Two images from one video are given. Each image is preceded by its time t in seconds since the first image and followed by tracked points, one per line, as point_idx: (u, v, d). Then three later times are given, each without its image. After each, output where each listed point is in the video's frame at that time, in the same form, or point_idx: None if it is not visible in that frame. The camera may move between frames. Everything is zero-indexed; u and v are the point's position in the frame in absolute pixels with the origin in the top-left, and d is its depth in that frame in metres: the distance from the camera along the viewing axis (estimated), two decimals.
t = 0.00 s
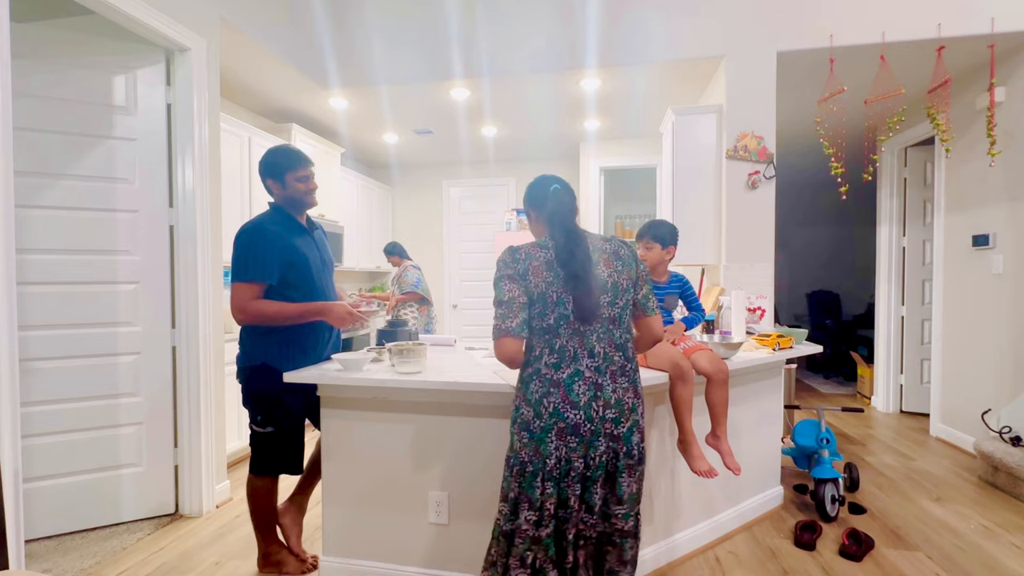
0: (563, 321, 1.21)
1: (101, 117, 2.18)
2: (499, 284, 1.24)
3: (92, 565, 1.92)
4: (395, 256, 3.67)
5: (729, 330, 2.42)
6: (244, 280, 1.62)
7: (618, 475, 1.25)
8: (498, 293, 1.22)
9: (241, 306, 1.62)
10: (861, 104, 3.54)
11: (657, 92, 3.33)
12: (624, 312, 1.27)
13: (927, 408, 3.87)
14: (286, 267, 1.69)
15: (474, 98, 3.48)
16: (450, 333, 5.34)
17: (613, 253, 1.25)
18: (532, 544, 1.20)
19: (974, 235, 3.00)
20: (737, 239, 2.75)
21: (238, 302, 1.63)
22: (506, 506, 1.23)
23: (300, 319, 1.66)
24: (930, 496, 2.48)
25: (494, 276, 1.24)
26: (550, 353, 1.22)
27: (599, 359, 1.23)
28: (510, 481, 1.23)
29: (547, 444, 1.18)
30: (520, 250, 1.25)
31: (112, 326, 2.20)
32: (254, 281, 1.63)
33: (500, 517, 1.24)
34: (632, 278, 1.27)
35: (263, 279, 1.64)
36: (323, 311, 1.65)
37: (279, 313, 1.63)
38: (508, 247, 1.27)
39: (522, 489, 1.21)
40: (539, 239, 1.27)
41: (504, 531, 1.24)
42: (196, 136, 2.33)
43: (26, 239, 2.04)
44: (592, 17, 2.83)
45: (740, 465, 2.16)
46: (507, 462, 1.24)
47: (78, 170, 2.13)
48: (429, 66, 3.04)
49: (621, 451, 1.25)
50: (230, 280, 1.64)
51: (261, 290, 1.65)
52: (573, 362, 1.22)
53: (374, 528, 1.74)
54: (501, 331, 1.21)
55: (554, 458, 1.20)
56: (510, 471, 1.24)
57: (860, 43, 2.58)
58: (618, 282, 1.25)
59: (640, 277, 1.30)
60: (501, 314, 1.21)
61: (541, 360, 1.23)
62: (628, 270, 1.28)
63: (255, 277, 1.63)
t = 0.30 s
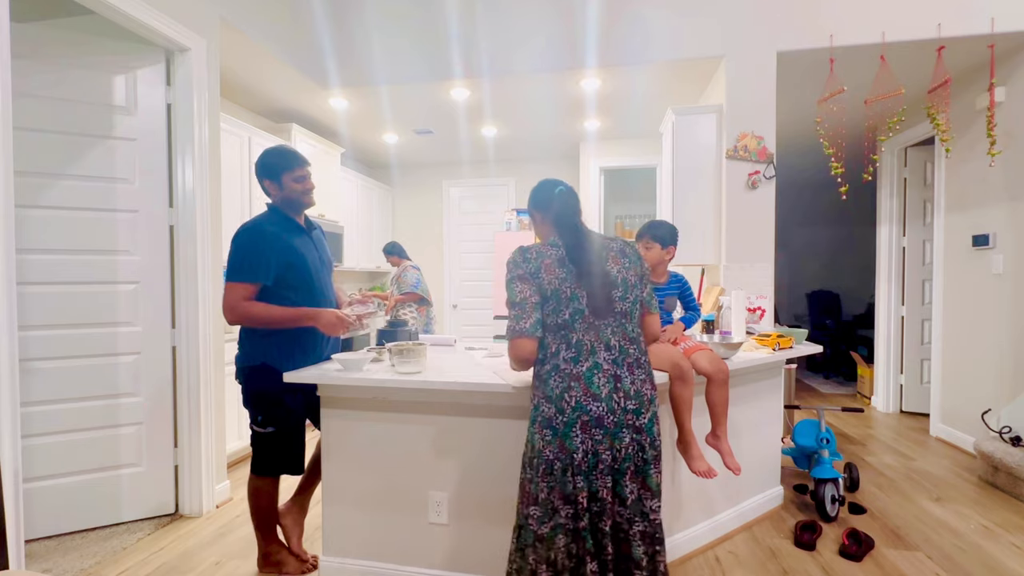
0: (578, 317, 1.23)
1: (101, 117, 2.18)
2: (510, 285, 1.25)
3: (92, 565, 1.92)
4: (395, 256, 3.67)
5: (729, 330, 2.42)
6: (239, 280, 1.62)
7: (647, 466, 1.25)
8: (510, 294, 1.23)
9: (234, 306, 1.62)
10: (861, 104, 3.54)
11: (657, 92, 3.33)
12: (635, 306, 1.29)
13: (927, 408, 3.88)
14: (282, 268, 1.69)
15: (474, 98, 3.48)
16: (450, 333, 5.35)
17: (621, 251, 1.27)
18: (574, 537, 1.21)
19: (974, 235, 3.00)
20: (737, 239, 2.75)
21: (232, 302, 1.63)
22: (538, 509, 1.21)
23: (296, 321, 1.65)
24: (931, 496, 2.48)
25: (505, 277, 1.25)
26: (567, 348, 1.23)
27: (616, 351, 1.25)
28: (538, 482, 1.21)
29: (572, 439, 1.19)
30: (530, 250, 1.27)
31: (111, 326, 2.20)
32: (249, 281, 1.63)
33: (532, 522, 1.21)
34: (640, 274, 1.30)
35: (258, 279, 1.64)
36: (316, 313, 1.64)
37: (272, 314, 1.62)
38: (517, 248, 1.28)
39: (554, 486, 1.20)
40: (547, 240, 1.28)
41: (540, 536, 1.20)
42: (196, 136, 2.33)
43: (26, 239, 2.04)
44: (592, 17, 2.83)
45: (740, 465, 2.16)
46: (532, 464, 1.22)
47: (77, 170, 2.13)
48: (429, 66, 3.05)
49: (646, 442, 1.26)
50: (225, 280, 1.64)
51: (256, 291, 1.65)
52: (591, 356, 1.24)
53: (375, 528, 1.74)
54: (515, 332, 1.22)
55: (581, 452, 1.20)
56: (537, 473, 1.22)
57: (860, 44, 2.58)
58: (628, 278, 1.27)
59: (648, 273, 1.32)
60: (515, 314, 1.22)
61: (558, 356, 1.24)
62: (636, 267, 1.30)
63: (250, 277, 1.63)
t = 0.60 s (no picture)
0: (586, 314, 1.23)
1: (101, 117, 2.18)
2: (519, 280, 1.26)
3: (92, 565, 1.92)
4: (394, 256, 3.67)
5: (729, 329, 2.42)
6: (240, 279, 1.63)
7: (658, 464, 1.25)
8: (519, 289, 1.23)
9: (235, 305, 1.62)
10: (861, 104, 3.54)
11: (657, 92, 3.33)
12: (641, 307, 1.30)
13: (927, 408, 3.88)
14: (283, 267, 1.69)
15: (474, 98, 3.48)
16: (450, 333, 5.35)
17: (627, 253, 1.29)
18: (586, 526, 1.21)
19: (974, 235, 3.00)
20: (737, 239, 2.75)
21: (233, 301, 1.63)
22: (555, 504, 1.21)
23: (295, 321, 1.65)
24: (930, 496, 2.48)
25: (514, 272, 1.26)
26: (575, 345, 1.23)
27: (623, 349, 1.25)
28: (552, 477, 1.21)
29: (583, 433, 1.18)
30: (538, 247, 1.28)
31: (111, 326, 2.20)
32: (250, 281, 1.63)
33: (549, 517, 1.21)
34: (644, 276, 1.31)
35: (259, 279, 1.64)
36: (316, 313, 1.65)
37: (273, 314, 1.63)
38: (525, 245, 1.29)
39: (567, 480, 1.20)
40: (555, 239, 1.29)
41: (559, 530, 1.20)
42: (196, 137, 2.34)
43: (26, 239, 2.04)
44: (592, 17, 2.83)
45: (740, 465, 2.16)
46: (543, 459, 1.22)
47: (78, 169, 2.14)
48: (429, 66, 3.05)
49: (655, 440, 1.25)
50: (226, 278, 1.64)
51: (257, 290, 1.65)
52: (599, 352, 1.24)
53: (375, 528, 1.74)
54: (524, 326, 1.22)
55: (592, 447, 1.20)
56: (549, 468, 1.22)
57: (860, 44, 2.58)
58: (635, 279, 1.29)
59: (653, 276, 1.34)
60: (524, 308, 1.23)
61: (566, 352, 1.24)
62: (642, 269, 1.31)
63: (252, 276, 1.63)
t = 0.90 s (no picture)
0: (587, 306, 1.24)
1: (101, 117, 2.17)
2: (527, 265, 1.30)
3: (92, 565, 1.92)
4: (394, 256, 3.67)
5: (729, 329, 2.42)
6: (242, 278, 1.62)
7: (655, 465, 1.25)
8: (525, 272, 1.27)
9: (237, 303, 1.62)
10: (861, 104, 3.54)
11: (657, 92, 3.33)
12: (643, 314, 1.29)
13: (927, 408, 3.87)
14: (285, 266, 1.69)
15: (474, 99, 3.48)
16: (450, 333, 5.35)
17: (636, 261, 1.30)
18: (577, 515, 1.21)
19: (974, 235, 3.00)
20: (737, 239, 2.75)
21: (234, 299, 1.62)
22: (551, 489, 1.21)
23: (296, 320, 1.65)
24: (930, 496, 2.48)
25: (523, 257, 1.30)
26: (573, 332, 1.24)
27: (622, 348, 1.25)
28: (547, 463, 1.21)
29: (580, 420, 1.18)
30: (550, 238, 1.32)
31: (112, 326, 2.20)
32: (252, 279, 1.63)
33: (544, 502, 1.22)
34: (651, 287, 1.31)
35: (262, 277, 1.64)
36: (317, 312, 1.64)
37: (275, 312, 1.62)
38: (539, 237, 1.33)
39: (562, 466, 1.21)
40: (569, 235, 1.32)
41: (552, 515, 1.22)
42: (196, 137, 2.34)
43: (27, 239, 2.04)
44: (592, 17, 2.83)
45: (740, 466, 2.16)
46: (540, 445, 1.22)
47: (78, 170, 2.14)
48: (429, 66, 3.05)
49: (652, 442, 1.25)
50: (227, 276, 1.64)
51: (259, 289, 1.65)
52: (596, 345, 1.24)
53: (375, 528, 1.74)
54: (525, 307, 1.24)
55: (588, 435, 1.19)
56: (545, 453, 1.22)
57: (860, 44, 2.58)
58: (641, 286, 1.29)
59: (659, 289, 1.34)
60: (528, 290, 1.25)
61: (563, 339, 1.24)
62: (648, 280, 1.32)
63: (254, 275, 1.63)
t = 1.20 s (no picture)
0: (583, 301, 1.26)
1: (101, 117, 2.17)
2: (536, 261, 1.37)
3: (92, 565, 1.92)
4: (394, 256, 3.67)
5: (729, 329, 2.42)
6: (245, 278, 1.62)
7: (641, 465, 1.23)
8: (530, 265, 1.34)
9: (239, 303, 1.61)
10: (861, 104, 3.54)
11: (657, 92, 3.33)
12: (644, 316, 1.27)
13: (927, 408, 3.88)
14: (288, 267, 1.69)
15: (474, 98, 3.48)
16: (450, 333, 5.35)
17: (642, 265, 1.29)
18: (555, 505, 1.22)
19: (974, 235, 3.00)
20: (737, 239, 2.75)
21: (236, 299, 1.62)
22: (534, 475, 1.26)
23: (297, 320, 1.65)
24: (931, 496, 2.48)
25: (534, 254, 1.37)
26: (566, 323, 1.27)
27: (616, 345, 1.25)
28: (534, 450, 1.26)
29: (563, 407, 1.20)
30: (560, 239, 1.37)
31: (112, 326, 2.20)
32: (255, 279, 1.63)
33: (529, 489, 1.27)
34: (656, 292, 1.29)
35: (265, 277, 1.64)
36: (320, 314, 1.64)
37: (278, 313, 1.62)
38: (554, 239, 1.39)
39: (545, 454, 1.24)
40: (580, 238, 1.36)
41: (535, 502, 1.26)
42: (196, 137, 2.34)
43: (26, 239, 2.04)
44: (592, 17, 2.83)
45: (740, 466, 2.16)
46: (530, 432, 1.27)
47: (78, 170, 2.14)
48: (429, 66, 3.05)
49: (640, 441, 1.23)
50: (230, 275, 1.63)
51: (262, 289, 1.65)
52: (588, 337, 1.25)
53: (374, 528, 1.74)
54: (525, 295, 1.31)
55: (570, 423, 1.21)
56: (534, 442, 1.27)
57: (860, 44, 2.58)
58: (645, 289, 1.27)
59: (667, 295, 1.31)
60: (530, 281, 1.32)
61: (557, 329, 1.29)
62: (654, 285, 1.29)
63: (257, 275, 1.63)
